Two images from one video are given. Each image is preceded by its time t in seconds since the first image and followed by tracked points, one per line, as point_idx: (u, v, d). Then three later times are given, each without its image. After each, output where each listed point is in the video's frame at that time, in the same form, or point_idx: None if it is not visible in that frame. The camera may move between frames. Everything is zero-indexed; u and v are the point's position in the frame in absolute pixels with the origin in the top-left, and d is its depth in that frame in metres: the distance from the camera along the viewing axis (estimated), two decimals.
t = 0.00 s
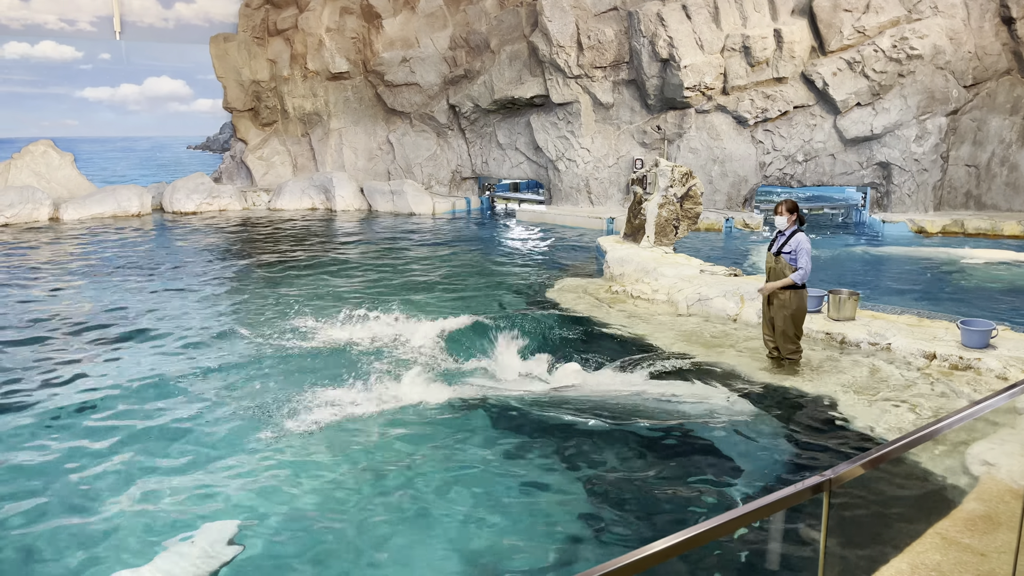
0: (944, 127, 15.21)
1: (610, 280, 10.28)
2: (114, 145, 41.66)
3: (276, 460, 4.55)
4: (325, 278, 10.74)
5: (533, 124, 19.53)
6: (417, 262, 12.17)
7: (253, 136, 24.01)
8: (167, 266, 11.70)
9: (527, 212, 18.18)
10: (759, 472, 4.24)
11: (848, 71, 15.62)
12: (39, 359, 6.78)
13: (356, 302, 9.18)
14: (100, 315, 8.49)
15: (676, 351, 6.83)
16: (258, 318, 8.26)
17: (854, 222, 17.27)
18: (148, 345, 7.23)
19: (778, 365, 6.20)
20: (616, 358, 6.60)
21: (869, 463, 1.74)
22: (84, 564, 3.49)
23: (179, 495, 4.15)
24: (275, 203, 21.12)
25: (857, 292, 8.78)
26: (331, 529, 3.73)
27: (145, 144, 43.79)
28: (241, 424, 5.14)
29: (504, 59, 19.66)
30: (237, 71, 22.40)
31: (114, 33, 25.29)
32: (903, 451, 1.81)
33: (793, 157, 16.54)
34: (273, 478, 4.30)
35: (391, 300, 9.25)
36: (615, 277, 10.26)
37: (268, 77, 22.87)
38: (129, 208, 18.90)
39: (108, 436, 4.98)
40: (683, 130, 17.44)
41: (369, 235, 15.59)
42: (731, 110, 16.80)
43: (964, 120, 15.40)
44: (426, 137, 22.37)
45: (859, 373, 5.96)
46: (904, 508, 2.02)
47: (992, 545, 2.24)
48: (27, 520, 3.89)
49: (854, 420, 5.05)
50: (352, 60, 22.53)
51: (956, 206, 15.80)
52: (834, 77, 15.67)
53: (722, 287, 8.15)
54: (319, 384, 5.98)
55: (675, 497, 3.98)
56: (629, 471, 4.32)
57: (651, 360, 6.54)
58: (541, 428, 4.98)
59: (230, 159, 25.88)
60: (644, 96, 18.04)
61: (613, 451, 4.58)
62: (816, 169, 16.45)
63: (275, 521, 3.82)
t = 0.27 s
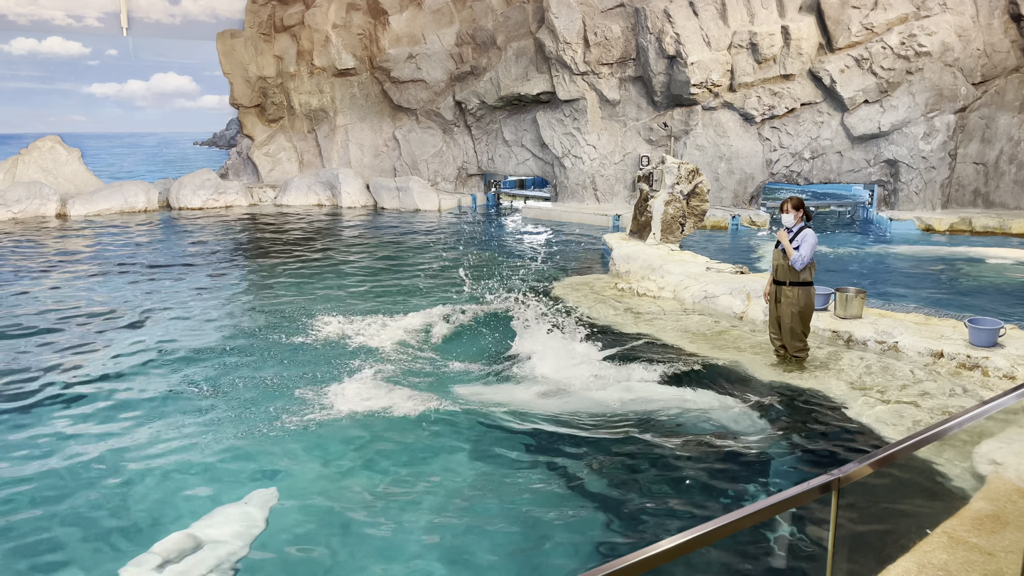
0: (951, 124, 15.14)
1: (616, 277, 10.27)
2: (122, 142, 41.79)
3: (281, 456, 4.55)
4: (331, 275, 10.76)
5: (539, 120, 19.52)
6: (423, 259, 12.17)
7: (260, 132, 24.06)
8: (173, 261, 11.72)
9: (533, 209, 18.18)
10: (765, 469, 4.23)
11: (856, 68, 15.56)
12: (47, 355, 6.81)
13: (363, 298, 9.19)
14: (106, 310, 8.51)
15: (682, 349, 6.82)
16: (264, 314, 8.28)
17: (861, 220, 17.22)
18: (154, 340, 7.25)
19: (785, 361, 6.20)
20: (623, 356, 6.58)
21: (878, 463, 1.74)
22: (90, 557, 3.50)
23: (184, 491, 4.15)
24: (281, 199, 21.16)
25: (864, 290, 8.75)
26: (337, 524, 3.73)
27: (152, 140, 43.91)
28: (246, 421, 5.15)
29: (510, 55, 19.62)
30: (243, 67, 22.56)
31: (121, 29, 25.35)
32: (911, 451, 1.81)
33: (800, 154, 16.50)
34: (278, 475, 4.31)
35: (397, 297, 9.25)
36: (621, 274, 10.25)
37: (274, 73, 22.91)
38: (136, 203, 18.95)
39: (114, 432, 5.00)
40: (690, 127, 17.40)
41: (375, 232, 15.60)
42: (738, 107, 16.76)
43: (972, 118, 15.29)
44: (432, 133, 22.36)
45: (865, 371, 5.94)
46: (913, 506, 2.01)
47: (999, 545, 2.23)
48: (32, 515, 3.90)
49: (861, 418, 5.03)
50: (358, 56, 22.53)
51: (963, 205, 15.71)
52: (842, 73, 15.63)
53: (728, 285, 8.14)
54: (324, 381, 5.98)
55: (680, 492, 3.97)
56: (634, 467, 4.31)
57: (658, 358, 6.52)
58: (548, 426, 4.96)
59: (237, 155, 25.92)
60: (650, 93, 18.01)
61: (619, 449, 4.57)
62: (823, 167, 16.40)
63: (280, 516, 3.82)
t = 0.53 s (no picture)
0: (964, 120, 15.00)
1: (624, 273, 10.25)
2: (131, 136, 41.90)
3: (291, 449, 4.57)
4: (339, 270, 10.78)
5: (548, 115, 19.48)
6: (431, 255, 12.17)
7: (269, 127, 24.11)
8: (182, 256, 11.75)
9: (542, 204, 18.16)
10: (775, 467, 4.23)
11: (868, 63, 15.48)
12: (56, 347, 6.84)
13: (371, 293, 9.20)
14: (116, 304, 8.53)
15: (692, 345, 6.81)
16: (273, 308, 8.30)
17: (871, 216, 17.14)
18: (163, 333, 7.28)
19: (791, 358, 6.20)
20: (632, 352, 6.58)
21: (889, 462, 1.75)
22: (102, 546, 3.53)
23: (194, 483, 4.18)
24: (290, 194, 21.19)
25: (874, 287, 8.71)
26: (348, 516, 3.74)
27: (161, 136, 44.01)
28: (256, 413, 5.17)
29: (520, 50, 19.58)
30: (253, 62, 22.66)
31: (132, 24, 25.41)
32: (921, 451, 1.83)
33: (810, 150, 16.42)
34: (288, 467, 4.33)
35: (405, 292, 9.26)
36: (630, 270, 10.23)
37: (283, 68, 22.94)
38: (146, 197, 19.01)
39: (125, 424, 5.03)
40: (699, 123, 17.33)
41: (384, 227, 15.60)
42: (748, 102, 16.69)
43: (985, 114, 15.25)
44: (441, 128, 22.35)
45: (876, 368, 5.92)
46: (926, 504, 2.01)
47: (1010, 543, 2.25)
48: (44, 506, 3.93)
49: (870, 415, 5.02)
50: (368, 51, 22.52)
51: (976, 201, 15.63)
52: (853, 69, 15.54)
53: (737, 281, 8.11)
54: (333, 374, 6.00)
55: (689, 486, 3.98)
56: (642, 461, 4.32)
57: (667, 354, 6.51)
58: (556, 421, 4.96)
59: (246, 150, 25.98)
60: (660, 88, 17.95)
61: (628, 444, 4.57)
62: (833, 163, 16.30)
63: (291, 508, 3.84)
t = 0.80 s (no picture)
0: (981, 115, 14.84)
1: (637, 268, 10.23)
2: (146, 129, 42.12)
3: (305, 443, 4.61)
4: (352, 264, 10.80)
5: (561, 110, 19.44)
6: (443, 249, 12.18)
7: (282, 120, 24.19)
8: (196, 249, 11.81)
9: (554, 198, 18.14)
10: (786, 468, 4.24)
11: (884, 58, 15.34)
12: (73, 340, 6.91)
13: (384, 287, 9.23)
14: (132, 297, 8.60)
15: (706, 340, 6.79)
16: (287, 302, 8.34)
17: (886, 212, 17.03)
18: (177, 326, 7.34)
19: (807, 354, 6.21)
20: (647, 347, 6.58)
21: (904, 461, 1.78)
22: (121, 539, 3.57)
23: (210, 475, 4.23)
24: (303, 187, 21.27)
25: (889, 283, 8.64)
26: (363, 513, 3.77)
27: (176, 128, 44.22)
28: (271, 407, 5.22)
29: (533, 44, 19.53)
30: (266, 55, 22.58)
31: (146, 18, 25.49)
32: (938, 450, 1.85)
33: (825, 145, 16.33)
34: (303, 460, 4.36)
35: (418, 286, 9.28)
36: (642, 265, 10.21)
37: (297, 62, 22.99)
38: (160, 190, 19.11)
39: (141, 416, 5.09)
40: (713, 117, 17.22)
41: (397, 221, 15.62)
42: (762, 97, 16.60)
43: (1002, 109, 15.02)
44: (453, 122, 22.33)
45: (891, 365, 5.89)
46: (938, 504, 2.02)
47: None
48: (62, 497, 3.98)
49: (884, 413, 5.00)
50: (381, 44, 22.50)
51: (992, 196, 15.49)
52: (869, 63, 15.41)
53: (751, 276, 8.07)
54: (347, 368, 6.04)
55: (701, 487, 3.99)
56: (655, 460, 4.34)
57: (682, 349, 6.51)
58: (569, 416, 4.99)
59: (259, 143, 26.06)
60: (673, 82, 17.87)
61: (640, 441, 4.60)
62: (848, 158, 16.20)
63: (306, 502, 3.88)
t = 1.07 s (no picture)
0: (1001, 110, 14.68)
1: (652, 263, 10.21)
2: (162, 123, 42.37)
3: (320, 434, 4.66)
4: (368, 257, 10.83)
5: (576, 103, 19.39)
6: (459, 242, 12.21)
7: (298, 114, 24.27)
8: (213, 241, 11.89)
9: (569, 192, 18.11)
10: (803, 462, 4.26)
11: (904, 51, 15.19)
12: (94, 330, 6.99)
13: (400, 280, 9.26)
14: (151, 288, 8.68)
15: (721, 335, 6.78)
16: (303, 295, 8.39)
17: (904, 207, 16.90)
18: (196, 317, 7.42)
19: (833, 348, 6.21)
20: (662, 341, 6.58)
21: (923, 460, 1.87)
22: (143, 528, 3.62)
23: (229, 464, 4.28)
24: (318, 181, 21.35)
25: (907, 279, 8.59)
26: (383, 503, 3.83)
27: (193, 122, 44.50)
28: (286, 399, 5.26)
29: (548, 38, 19.48)
30: (282, 49, 22.73)
31: (163, 12, 25.59)
32: (960, 449, 1.94)
33: (843, 139, 16.20)
34: (320, 451, 4.41)
35: (434, 280, 9.31)
36: (658, 259, 10.19)
37: (313, 55, 23.06)
38: (178, 183, 19.23)
39: (160, 406, 5.15)
40: (730, 111, 17.09)
41: (412, 214, 15.65)
42: (779, 90, 16.47)
43: None
44: (468, 116, 22.33)
45: (909, 360, 5.86)
46: (955, 500, 2.07)
47: None
48: (84, 485, 4.03)
49: (902, 408, 4.99)
50: (396, 38, 22.48)
51: (1012, 192, 15.36)
52: (889, 57, 15.26)
53: (768, 271, 8.03)
54: (362, 361, 6.08)
55: (716, 483, 3.99)
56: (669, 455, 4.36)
57: (696, 344, 6.50)
58: (583, 410, 5.01)
59: (275, 136, 26.19)
60: (690, 76, 17.76)
61: (655, 435, 4.61)
62: (866, 153, 16.08)
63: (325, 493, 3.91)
